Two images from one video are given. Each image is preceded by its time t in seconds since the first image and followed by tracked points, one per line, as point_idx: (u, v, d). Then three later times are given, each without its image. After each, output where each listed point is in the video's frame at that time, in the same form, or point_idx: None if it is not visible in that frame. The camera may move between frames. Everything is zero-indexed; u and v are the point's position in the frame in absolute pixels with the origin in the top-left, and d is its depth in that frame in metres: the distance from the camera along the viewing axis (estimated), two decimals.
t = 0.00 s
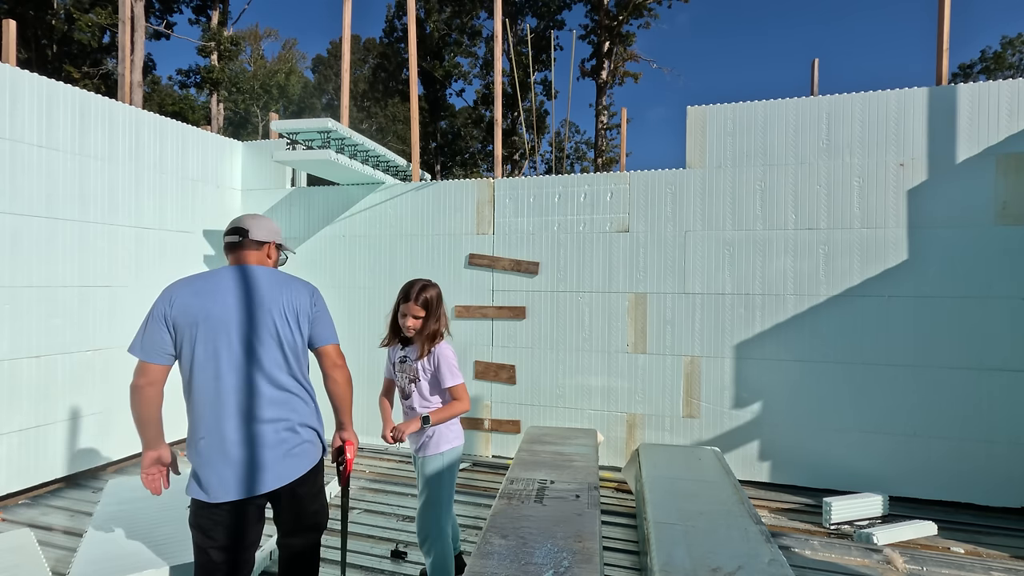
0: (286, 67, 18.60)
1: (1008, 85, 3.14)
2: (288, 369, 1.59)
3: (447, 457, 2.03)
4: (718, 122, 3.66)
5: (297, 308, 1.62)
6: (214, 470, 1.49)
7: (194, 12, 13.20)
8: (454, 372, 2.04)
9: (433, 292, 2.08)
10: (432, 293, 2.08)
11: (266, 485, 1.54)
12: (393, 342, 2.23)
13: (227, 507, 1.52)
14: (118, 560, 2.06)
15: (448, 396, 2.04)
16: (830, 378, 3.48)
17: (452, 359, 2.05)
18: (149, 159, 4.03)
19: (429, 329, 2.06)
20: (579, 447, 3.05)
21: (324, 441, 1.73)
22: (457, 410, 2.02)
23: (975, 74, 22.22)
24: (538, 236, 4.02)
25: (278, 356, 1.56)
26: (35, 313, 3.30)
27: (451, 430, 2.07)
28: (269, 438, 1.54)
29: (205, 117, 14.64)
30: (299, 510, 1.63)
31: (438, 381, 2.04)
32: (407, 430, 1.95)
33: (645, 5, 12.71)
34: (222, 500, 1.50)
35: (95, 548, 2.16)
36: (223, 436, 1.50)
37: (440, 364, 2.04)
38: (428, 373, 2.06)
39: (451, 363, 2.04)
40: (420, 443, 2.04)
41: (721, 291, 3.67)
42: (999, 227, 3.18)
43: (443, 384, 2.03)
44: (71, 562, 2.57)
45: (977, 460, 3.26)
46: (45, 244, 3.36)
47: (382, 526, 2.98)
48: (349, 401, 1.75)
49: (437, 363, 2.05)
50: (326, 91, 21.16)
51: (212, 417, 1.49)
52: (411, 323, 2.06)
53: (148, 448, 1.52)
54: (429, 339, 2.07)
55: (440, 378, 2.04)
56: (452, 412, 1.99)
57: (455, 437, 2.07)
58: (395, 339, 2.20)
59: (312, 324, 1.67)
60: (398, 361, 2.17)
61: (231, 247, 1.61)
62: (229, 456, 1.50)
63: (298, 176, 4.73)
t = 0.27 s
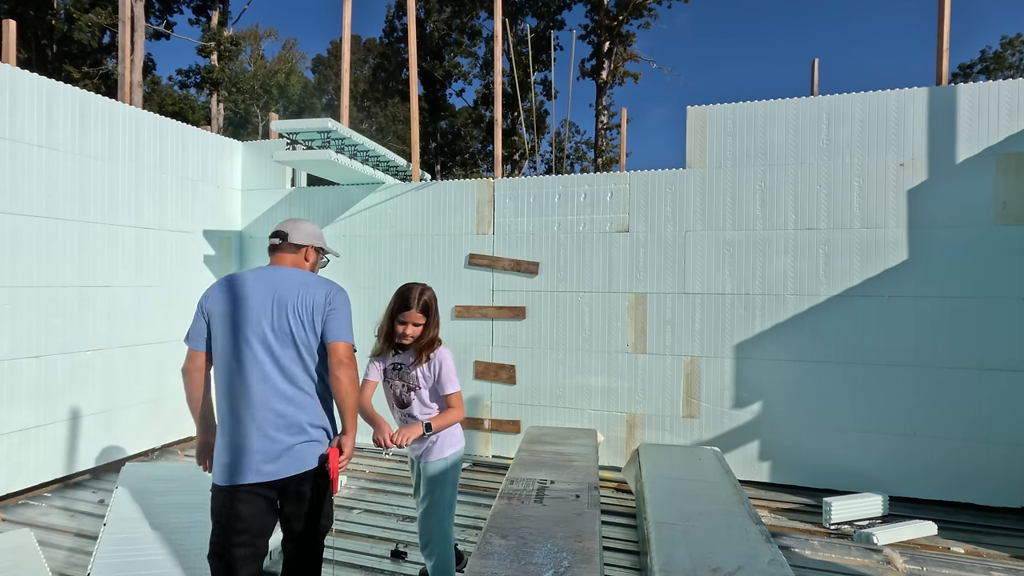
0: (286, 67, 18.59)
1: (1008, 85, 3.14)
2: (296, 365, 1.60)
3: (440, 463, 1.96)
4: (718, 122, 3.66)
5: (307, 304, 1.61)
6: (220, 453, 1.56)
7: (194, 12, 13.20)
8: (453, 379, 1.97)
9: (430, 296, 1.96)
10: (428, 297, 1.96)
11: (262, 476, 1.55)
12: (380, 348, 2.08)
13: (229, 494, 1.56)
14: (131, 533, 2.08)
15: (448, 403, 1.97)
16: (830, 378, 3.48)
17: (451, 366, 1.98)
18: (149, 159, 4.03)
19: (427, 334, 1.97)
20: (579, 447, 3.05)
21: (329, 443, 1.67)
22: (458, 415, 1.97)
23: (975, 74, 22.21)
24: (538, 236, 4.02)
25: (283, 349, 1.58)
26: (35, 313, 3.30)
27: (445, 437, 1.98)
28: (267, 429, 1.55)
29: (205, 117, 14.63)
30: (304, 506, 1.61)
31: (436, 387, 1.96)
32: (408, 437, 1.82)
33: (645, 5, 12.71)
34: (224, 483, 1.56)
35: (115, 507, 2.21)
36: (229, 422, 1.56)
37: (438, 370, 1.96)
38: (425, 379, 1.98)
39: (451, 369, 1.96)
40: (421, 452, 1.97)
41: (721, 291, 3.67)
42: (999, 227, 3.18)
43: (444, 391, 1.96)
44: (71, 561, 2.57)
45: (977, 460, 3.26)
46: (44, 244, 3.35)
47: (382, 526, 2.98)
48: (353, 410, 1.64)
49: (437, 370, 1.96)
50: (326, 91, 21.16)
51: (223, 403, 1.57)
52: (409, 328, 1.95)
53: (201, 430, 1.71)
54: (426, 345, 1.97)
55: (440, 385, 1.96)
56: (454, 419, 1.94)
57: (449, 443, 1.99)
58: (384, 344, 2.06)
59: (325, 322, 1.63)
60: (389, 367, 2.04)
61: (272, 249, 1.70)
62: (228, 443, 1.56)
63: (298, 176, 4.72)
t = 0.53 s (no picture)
0: (286, 67, 18.59)
1: (1008, 85, 3.14)
2: (297, 355, 1.72)
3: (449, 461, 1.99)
4: (718, 122, 3.66)
5: (307, 298, 1.74)
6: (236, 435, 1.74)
7: (194, 12, 13.19)
8: (459, 374, 2.00)
9: (429, 294, 1.99)
10: (428, 295, 1.99)
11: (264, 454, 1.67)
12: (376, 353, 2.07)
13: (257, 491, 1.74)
14: (128, 531, 2.07)
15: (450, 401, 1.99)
16: (829, 378, 3.48)
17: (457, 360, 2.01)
18: (149, 159, 4.03)
19: (428, 332, 1.98)
20: (579, 447, 3.05)
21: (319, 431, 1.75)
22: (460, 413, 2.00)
23: (975, 74, 22.21)
24: (538, 236, 4.02)
25: (286, 341, 1.71)
26: (35, 314, 3.30)
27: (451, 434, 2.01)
28: (263, 412, 1.68)
29: (205, 117, 14.63)
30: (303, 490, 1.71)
31: (443, 384, 1.98)
32: (406, 439, 1.86)
33: (645, 5, 12.71)
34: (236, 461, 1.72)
35: (111, 509, 2.19)
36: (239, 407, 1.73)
37: (446, 367, 1.98)
38: (433, 377, 1.99)
39: (454, 366, 1.98)
40: (421, 456, 1.95)
41: (721, 291, 3.67)
42: (998, 227, 3.18)
43: (448, 389, 1.97)
44: (71, 561, 2.57)
45: (976, 460, 3.26)
46: (44, 244, 3.35)
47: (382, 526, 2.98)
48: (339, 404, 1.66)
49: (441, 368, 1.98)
50: (326, 91, 21.18)
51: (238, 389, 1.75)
52: (409, 327, 1.95)
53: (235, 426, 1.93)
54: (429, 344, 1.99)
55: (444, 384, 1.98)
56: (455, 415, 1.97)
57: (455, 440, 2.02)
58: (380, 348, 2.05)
59: (323, 315, 1.72)
60: (388, 371, 2.03)
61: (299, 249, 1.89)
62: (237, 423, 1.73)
63: (298, 176, 4.72)
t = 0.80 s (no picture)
0: (286, 67, 18.58)
1: (1008, 85, 3.14)
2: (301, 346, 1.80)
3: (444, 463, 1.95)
4: (718, 122, 3.66)
5: (310, 293, 1.82)
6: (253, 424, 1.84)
7: (195, 12, 13.19)
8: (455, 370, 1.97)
9: (421, 291, 1.94)
10: (420, 291, 1.95)
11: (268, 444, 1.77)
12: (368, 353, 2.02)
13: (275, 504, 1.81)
14: (129, 532, 2.07)
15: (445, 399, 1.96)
16: (830, 378, 3.48)
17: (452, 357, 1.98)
18: (149, 159, 4.03)
19: (422, 330, 1.94)
20: (579, 448, 3.05)
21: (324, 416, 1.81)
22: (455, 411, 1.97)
23: (975, 74, 22.21)
24: (538, 236, 4.02)
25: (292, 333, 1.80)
26: (35, 314, 3.30)
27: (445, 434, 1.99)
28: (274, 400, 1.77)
29: (205, 117, 14.62)
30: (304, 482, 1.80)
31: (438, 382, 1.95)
32: (402, 441, 1.81)
33: (645, 5, 12.71)
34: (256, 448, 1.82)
35: (112, 509, 2.19)
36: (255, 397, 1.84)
37: (441, 364, 1.95)
38: (428, 375, 1.95)
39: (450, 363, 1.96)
40: (415, 460, 1.89)
41: (721, 291, 3.67)
42: (998, 227, 3.18)
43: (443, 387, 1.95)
44: (71, 561, 2.57)
45: (976, 460, 3.26)
46: (44, 244, 3.35)
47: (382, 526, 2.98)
48: (322, 392, 1.69)
49: (435, 366, 1.95)
50: (326, 91, 21.19)
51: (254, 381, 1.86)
52: (401, 325, 1.91)
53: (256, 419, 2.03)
54: (423, 342, 1.95)
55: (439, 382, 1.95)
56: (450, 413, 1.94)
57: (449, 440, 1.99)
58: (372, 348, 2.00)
59: (320, 308, 1.77)
60: (381, 371, 1.97)
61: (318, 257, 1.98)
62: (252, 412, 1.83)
63: (298, 176, 4.72)
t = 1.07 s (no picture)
0: (286, 67, 18.58)
1: (1008, 85, 3.14)
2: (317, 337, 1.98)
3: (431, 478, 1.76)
4: (718, 122, 3.66)
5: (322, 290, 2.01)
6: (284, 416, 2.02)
7: (195, 12, 13.19)
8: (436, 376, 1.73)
9: (394, 292, 1.71)
10: (394, 292, 1.72)
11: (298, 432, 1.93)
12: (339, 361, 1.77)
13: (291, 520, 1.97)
14: (129, 532, 2.06)
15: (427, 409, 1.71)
16: (830, 378, 3.48)
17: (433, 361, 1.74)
18: (149, 159, 4.03)
19: (397, 335, 1.70)
20: (579, 448, 3.05)
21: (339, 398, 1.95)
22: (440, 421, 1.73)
23: (975, 74, 22.22)
24: (538, 236, 4.02)
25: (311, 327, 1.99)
26: (35, 314, 3.30)
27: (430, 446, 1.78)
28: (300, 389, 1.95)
29: (205, 117, 14.62)
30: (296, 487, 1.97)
31: (418, 389, 1.71)
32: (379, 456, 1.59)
33: (645, 5, 12.71)
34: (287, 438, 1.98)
35: (111, 509, 2.18)
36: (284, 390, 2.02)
37: (421, 370, 1.71)
38: (407, 383, 1.71)
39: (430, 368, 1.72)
40: (396, 479, 1.68)
41: (721, 291, 3.67)
42: (998, 227, 3.18)
43: (424, 395, 1.70)
44: (71, 561, 2.57)
45: (976, 460, 3.26)
46: (44, 245, 3.35)
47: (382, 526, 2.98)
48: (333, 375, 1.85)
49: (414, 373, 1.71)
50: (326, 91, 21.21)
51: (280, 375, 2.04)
52: (374, 329, 1.67)
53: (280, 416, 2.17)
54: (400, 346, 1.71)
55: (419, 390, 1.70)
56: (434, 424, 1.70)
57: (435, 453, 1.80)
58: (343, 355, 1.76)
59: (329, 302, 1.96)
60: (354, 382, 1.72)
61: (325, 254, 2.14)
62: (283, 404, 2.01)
63: (298, 176, 4.71)
